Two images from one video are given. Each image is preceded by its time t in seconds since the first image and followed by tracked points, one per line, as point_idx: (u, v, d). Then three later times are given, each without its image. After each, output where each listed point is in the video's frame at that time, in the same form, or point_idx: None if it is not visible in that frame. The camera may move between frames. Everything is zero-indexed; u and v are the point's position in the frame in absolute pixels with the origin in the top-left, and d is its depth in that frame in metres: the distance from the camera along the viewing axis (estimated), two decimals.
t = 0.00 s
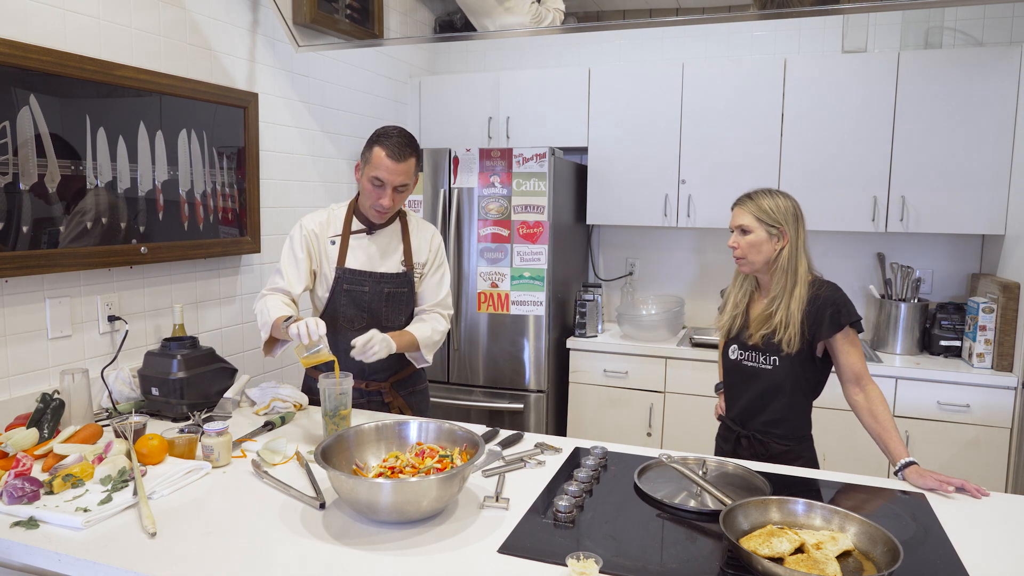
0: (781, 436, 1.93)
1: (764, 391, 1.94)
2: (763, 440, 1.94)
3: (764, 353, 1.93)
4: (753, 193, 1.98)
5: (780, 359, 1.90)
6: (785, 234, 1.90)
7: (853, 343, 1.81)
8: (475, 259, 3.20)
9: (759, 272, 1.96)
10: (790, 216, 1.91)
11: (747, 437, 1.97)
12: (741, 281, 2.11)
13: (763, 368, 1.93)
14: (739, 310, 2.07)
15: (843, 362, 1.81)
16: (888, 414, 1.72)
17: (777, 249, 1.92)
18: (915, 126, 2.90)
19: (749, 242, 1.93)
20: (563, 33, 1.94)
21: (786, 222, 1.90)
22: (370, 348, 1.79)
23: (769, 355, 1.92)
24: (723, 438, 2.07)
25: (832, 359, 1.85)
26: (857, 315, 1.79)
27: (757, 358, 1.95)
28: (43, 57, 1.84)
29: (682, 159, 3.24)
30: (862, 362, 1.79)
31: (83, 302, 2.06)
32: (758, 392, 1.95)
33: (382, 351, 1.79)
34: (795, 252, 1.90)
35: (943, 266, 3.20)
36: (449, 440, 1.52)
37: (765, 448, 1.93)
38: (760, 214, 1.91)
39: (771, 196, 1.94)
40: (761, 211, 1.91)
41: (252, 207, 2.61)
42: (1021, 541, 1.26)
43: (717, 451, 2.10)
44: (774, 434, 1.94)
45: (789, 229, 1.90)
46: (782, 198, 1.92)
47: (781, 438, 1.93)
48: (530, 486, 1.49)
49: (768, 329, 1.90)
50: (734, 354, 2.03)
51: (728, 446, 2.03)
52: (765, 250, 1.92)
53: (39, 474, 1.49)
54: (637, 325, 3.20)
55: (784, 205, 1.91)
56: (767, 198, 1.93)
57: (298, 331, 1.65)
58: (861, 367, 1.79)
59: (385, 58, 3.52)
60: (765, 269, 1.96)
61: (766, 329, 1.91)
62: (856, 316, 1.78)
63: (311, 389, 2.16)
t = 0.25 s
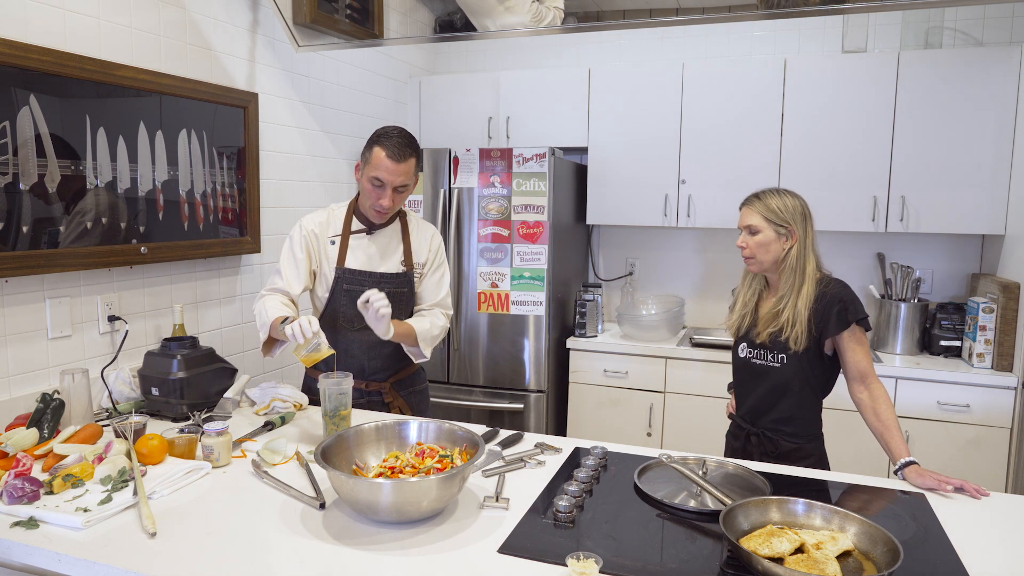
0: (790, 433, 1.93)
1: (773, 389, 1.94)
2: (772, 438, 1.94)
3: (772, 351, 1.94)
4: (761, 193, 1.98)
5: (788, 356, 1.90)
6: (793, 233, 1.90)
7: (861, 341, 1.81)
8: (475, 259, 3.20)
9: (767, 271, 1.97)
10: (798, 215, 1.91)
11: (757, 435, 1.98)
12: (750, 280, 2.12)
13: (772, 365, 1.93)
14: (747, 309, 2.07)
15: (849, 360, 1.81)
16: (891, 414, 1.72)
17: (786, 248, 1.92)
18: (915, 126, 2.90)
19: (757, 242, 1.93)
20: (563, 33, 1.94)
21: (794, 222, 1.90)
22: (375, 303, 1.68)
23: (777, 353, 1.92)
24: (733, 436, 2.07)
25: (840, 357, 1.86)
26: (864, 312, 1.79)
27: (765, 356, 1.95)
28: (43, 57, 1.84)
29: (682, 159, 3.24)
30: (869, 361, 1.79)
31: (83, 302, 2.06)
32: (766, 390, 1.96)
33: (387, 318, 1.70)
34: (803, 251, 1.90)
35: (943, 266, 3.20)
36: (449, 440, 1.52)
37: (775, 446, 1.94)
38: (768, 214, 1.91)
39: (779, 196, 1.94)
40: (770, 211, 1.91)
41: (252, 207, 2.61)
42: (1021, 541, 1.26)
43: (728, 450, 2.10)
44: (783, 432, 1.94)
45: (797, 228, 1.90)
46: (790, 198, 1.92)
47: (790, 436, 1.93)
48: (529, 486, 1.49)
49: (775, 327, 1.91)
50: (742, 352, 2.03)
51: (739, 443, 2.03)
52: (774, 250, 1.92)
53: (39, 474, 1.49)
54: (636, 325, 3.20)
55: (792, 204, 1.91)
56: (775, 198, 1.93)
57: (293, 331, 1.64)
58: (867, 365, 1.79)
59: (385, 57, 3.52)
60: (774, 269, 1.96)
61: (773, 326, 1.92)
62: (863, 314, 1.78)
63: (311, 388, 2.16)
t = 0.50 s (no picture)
0: (792, 432, 1.93)
1: (775, 388, 1.94)
2: (774, 437, 1.94)
3: (775, 350, 1.94)
4: (765, 192, 1.98)
5: (791, 355, 1.90)
6: (798, 232, 1.90)
7: (863, 341, 1.80)
8: (475, 259, 3.20)
9: (771, 270, 1.97)
10: (802, 215, 1.91)
11: (758, 434, 1.98)
12: (754, 279, 2.12)
13: (775, 364, 1.94)
14: (751, 308, 2.08)
15: (852, 360, 1.81)
16: (893, 414, 1.71)
17: (790, 248, 1.92)
18: (915, 126, 2.90)
19: (761, 241, 1.93)
20: (563, 33, 1.94)
21: (799, 220, 1.90)
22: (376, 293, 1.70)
23: (780, 351, 1.93)
24: (735, 435, 2.07)
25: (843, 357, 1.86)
26: (868, 313, 1.78)
27: (768, 355, 1.96)
28: (43, 57, 1.84)
29: (682, 160, 3.24)
30: (872, 361, 1.79)
31: (83, 302, 2.06)
32: (769, 389, 1.96)
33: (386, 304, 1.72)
34: (807, 250, 1.90)
35: (943, 266, 3.20)
36: (449, 440, 1.52)
37: (777, 445, 1.93)
38: (773, 213, 1.91)
39: (783, 195, 1.94)
40: (774, 210, 1.91)
41: (252, 207, 2.61)
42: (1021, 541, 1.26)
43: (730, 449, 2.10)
44: (785, 431, 1.94)
45: (802, 228, 1.90)
46: (795, 197, 1.93)
47: (792, 435, 1.93)
48: (529, 486, 1.49)
49: (778, 326, 1.91)
50: (745, 351, 2.04)
51: (740, 443, 2.02)
52: (778, 249, 1.92)
53: (39, 474, 1.49)
54: (636, 325, 3.20)
55: (797, 203, 1.92)
56: (779, 197, 1.93)
57: (290, 333, 1.64)
58: (870, 365, 1.78)
59: (385, 57, 3.52)
60: (778, 268, 1.96)
61: (777, 325, 1.92)
62: (867, 314, 1.77)
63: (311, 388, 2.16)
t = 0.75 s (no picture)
0: (791, 433, 1.93)
1: (775, 388, 1.94)
2: (773, 438, 1.94)
3: (776, 351, 1.94)
4: (769, 193, 1.98)
5: (792, 356, 1.90)
6: (802, 233, 1.90)
7: (865, 342, 1.80)
8: (475, 259, 3.20)
9: (774, 271, 1.97)
10: (806, 216, 1.91)
11: (758, 434, 1.98)
12: (757, 280, 2.12)
13: (775, 365, 1.94)
14: (753, 308, 2.08)
15: (853, 362, 1.81)
16: (893, 415, 1.72)
17: (793, 249, 1.92)
18: (915, 126, 2.90)
19: (765, 242, 1.93)
20: (563, 32, 1.94)
21: (803, 222, 1.90)
22: (379, 323, 1.73)
23: (781, 352, 1.93)
24: (735, 434, 2.07)
25: (844, 359, 1.85)
26: (871, 316, 1.78)
27: (769, 355, 1.96)
28: (43, 57, 1.84)
29: (682, 160, 3.24)
30: (874, 363, 1.79)
31: (83, 302, 2.06)
32: (769, 390, 1.96)
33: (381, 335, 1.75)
34: (811, 252, 1.90)
35: (943, 266, 3.20)
36: (449, 441, 1.52)
37: (776, 445, 1.93)
38: (777, 214, 1.91)
39: (787, 196, 1.94)
40: (778, 211, 1.92)
41: (252, 207, 2.61)
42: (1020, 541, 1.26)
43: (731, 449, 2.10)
44: (784, 432, 1.94)
45: (806, 229, 1.90)
46: (799, 198, 1.93)
47: (792, 436, 1.93)
48: (529, 487, 1.49)
49: (780, 326, 1.91)
50: (747, 351, 2.04)
51: (740, 443, 2.02)
52: (782, 250, 1.92)
53: (39, 474, 1.49)
54: (636, 325, 3.20)
55: (801, 205, 1.92)
56: (784, 198, 1.94)
57: (291, 336, 1.64)
58: (872, 368, 1.78)
59: (385, 58, 3.52)
60: (781, 269, 1.96)
61: (778, 326, 1.92)
62: (870, 317, 1.77)
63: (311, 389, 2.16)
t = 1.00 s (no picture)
0: (791, 434, 1.93)
1: (776, 388, 1.94)
2: (774, 438, 1.94)
3: (776, 351, 1.94)
4: (773, 193, 1.98)
5: (792, 356, 1.90)
6: (805, 234, 1.90)
7: (867, 343, 1.80)
8: (475, 259, 3.20)
9: (777, 272, 1.97)
10: (809, 216, 1.91)
11: (758, 434, 1.98)
12: (759, 280, 2.12)
13: (776, 365, 1.94)
14: (756, 309, 2.08)
15: (855, 363, 1.81)
16: (894, 416, 1.72)
17: (796, 250, 1.92)
18: (915, 126, 2.90)
19: (768, 242, 1.93)
20: (563, 32, 1.94)
21: (806, 222, 1.90)
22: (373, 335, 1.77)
23: (781, 352, 1.93)
24: (736, 434, 2.07)
25: (846, 359, 1.85)
26: (872, 317, 1.77)
27: (769, 355, 1.96)
28: (43, 57, 1.84)
29: (682, 159, 3.24)
30: (875, 364, 1.79)
31: (83, 302, 2.06)
32: (769, 390, 1.96)
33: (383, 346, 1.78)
34: (813, 252, 1.90)
35: (943, 266, 3.20)
36: (449, 441, 1.52)
37: (776, 445, 1.94)
38: (780, 215, 1.91)
39: (791, 197, 1.94)
40: (781, 211, 1.92)
41: (252, 207, 2.61)
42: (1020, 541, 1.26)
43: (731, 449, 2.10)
44: (785, 432, 1.94)
45: (809, 230, 1.90)
46: (802, 199, 1.93)
47: (792, 436, 1.93)
48: (529, 487, 1.49)
49: (781, 327, 1.91)
50: (748, 351, 2.04)
51: (740, 443, 2.03)
52: (785, 251, 1.92)
53: (39, 474, 1.49)
54: (636, 325, 3.20)
55: (804, 205, 1.92)
56: (787, 199, 1.94)
57: (293, 335, 1.65)
58: (874, 369, 1.78)
59: (385, 58, 3.52)
60: (783, 269, 1.96)
61: (780, 326, 1.92)
62: (871, 318, 1.77)
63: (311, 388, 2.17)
